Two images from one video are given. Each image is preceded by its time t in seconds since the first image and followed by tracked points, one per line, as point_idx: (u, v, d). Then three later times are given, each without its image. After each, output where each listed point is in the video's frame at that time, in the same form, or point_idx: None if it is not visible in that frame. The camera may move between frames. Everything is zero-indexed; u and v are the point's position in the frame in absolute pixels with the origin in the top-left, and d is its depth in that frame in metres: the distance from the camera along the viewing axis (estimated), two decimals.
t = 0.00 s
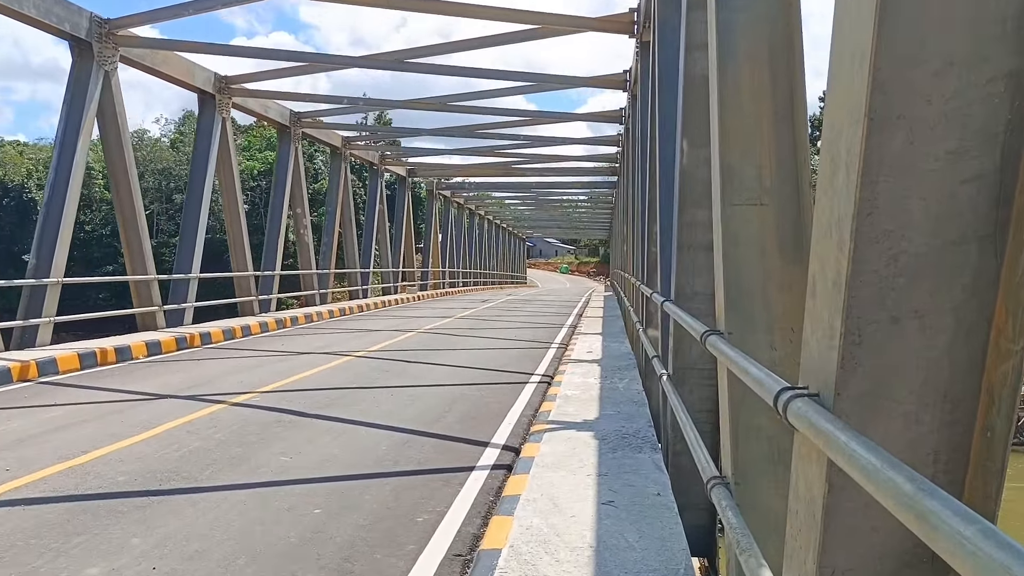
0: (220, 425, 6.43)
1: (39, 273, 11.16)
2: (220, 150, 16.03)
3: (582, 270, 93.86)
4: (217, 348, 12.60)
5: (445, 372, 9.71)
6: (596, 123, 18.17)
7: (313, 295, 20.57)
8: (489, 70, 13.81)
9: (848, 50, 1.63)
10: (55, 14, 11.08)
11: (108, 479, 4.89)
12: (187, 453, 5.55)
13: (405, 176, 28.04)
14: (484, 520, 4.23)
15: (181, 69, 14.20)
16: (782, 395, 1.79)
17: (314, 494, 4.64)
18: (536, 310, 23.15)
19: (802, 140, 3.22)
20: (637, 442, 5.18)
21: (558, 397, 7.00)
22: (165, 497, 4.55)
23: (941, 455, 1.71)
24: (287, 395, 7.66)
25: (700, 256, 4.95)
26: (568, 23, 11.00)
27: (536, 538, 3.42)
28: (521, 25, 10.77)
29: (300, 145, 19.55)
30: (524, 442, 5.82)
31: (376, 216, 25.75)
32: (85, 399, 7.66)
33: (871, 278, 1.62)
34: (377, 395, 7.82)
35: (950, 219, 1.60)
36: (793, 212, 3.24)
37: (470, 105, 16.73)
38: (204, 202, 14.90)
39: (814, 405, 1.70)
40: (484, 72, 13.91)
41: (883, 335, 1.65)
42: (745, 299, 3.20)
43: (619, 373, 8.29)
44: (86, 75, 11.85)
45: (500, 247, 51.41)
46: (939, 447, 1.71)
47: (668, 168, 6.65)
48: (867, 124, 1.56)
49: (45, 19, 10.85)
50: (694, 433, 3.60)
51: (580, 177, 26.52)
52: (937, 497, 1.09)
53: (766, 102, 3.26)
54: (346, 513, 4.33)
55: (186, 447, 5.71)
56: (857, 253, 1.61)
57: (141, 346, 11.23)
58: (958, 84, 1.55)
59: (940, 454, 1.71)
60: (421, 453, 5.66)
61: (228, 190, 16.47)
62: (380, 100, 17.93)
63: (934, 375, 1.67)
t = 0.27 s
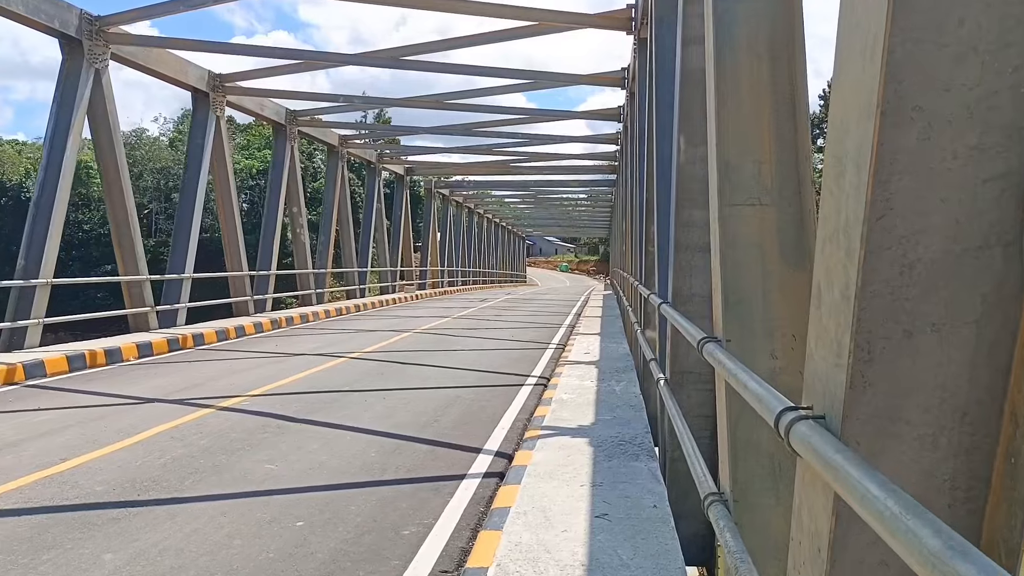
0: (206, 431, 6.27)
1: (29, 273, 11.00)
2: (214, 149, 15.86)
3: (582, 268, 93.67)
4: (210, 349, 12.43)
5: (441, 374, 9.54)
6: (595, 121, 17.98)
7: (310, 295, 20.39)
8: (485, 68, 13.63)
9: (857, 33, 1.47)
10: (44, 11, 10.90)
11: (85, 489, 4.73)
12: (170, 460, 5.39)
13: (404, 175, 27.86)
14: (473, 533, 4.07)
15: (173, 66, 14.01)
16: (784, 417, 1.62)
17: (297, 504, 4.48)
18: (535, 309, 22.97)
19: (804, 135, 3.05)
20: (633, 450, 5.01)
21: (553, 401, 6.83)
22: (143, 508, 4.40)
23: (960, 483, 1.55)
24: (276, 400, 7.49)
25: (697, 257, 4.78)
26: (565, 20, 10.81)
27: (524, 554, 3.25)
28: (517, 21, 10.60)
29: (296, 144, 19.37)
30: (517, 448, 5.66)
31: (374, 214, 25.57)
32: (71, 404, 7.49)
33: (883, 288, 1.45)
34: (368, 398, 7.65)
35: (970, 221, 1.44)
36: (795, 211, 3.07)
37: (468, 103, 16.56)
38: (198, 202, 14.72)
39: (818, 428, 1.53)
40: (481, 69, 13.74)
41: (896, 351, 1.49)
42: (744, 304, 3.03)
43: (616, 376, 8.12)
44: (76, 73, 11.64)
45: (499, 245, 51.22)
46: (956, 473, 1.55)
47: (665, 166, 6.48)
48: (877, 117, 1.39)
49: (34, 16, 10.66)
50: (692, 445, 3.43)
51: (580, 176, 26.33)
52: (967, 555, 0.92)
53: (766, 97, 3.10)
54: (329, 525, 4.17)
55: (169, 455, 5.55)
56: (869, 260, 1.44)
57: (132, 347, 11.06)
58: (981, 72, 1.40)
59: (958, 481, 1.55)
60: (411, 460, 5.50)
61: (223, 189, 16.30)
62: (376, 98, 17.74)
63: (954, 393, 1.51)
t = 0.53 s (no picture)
0: (199, 436, 6.17)
1: (23, 275, 10.91)
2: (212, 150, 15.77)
3: (583, 270, 93.59)
4: (207, 352, 12.34)
5: (439, 377, 9.43)
6: (596, 122, 17.88)
7: (309, 297, 20.29)
8: (485, 68, 13.53)
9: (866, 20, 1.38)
10: (38, 10, 10.81)
11: (72, 496, 4.63)
12: (160, 466, 5.29)
13: (404, 176, 27.77)
14: (467, 542, 3.96)
15: (170, 67, 13.92)
16: (790, 428, 1.52)
17: (289, 512, 4.38)
18: (535, 311, 22.87)
19: (807, 132, 2.96)
20: (633, 455, 4.90)
21: (552, 405, 6.72)
22: (130, 516, 4.29)
23: (979, 501, 1.45)
24: (271, 404, 7.38)
25: (699, 259, 4.68)
26: (566, 20, 10.71)
27: (518, 565, 3.15)
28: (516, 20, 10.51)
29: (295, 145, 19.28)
30: (514, 454, 5.55)
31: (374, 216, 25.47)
32: (63, 408, 7.39)
33: (896, 290, 1.36)
34: (365, 402, 7.55)
35: (991, 217, 1.35)
36: (798, 211, 2.97)
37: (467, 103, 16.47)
38: (195, 203, 14.65)
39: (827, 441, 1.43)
40: (481, 69, 13.65)
41: (910, 358, 1.39)
42: (746, 307, 2.92)
43: (616, 379, 8.01)
44: (71, 73, 11.57)
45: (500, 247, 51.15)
46: (976, 489, 1.45)
47: (665, 166, 6.38)
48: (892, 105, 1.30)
49: (28, 16, 10.58)
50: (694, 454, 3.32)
51: (581, 177, 26.23)
52: None
53: (768, 94, 3.00)
54: (321, 533, 4.07)
55: (160, 460, 5.45)
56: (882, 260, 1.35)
57: (128, 350, 10.97)
58: (1004, 57, 1.31)
59: (976, 497, 1.45)
60: (406, 466, 5.39)
61: (221, 191, 16.20)
62: (375, 99, 17.66)
63: (971, 403, 1.41)
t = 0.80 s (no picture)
0: (192, 440, 6.07)
1: (17, 276, 10.79)
2: (209, 150, 15.66)
3: (583, 271, 93.55)
4: (203, 354, 12.23)
5: (437, 379, 9.32)
6: (596, 122, 17.79)
7: (308, 299, 20.17)
8: (485, 68, 13.43)
9: None
10: (33, 9, 10.69)
11: (60, 502, 4.53)
12: (152, 471, 5.18)
13: (404, 178, 27.68)
14: (463, 549, 3.86)
15: (167, 66, 13.81)
16: (807, 438, 1.42)
17: (282, 518, 4.27)
18: (535, 313, 22.76)
19: (816, 126, 2.87)
20: (633, 460, 4.79)
21: (552, 408, 6.61)
22: (119, 523, 4.19)
23: (1011, 516, 1.36)
24: (266, 406, 7.27)
25: (702, 259, 4.58)
26: (566, 18, 10.60)
27: None
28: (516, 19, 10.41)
29: (294, 146, 19.18)
30: (513, 458, 5.44)
31: (373, 217, 25.39)
32: (55, 410, 7.28)
33: (924, 289, 1.28)
34: (362, 405, 7.44)
35: None
36: (806, 209, 2.87)
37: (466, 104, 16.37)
38: (192, 204, 14.55)
39: (850, 452, 1.33)
40: (480, 69, 13.55)
41: (937, 361, 1.30)
42: (753, 307, 2.80)
43: (617, 381, 7.90)
44: (66, 72, 11.45)
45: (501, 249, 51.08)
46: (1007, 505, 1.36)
47: (667, 165, 6.28)
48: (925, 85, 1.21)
49: (23, 14, 10.47)
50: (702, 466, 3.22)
51: (581, 179, 26.13)
52: None
53: (776, 86, 2.89)
54: (313, 540, 3.97)
55: (151, 464, 5.34)
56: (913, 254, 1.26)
57: (124, 352, 10.85)
58: None
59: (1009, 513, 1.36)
60: (402, 470, 5.28)
61: (219, 191, 16.10)
62: (374, 99, 17.55)
63: (1003, 409, 1.32)
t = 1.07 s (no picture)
0: (182, 448, 5.89)
1: (8, 278, 10.62)
2: (205, 151, 15.47)
3: (583, 272, 93.41)
4: (199, 357, 12.06)
5: (435, 383, 9.15)
6: (596, 122, 17.61)
7: (306, 300, 19.99)
8: (484, 67, 13.25)
9: None
10: (25, 6, 10.51)
11: (41, 515, 4.35)
12: (138, 482, 5.01)
13: (403, 178, 27.49)
14: (461, 567, 3.69)
15: (162, 65, 13.63)
16: (844, 474, 1.26)
17: (273, 532, 4.10)
18: (535, 314, 22.59)
19: (834, 124, 2.71)
20: (638, 471, 4.61)
21: (552, 415, 6.43)
22: (101, 538, 4.02)
23: None
24: (259, 412, 7.10)
25: (708, 263, 4.41)
26: (566, 15, 10.42)
27: None
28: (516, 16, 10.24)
29: (291, 146, 19.01)
30: (513, 467, 5.26)
31: (372, 218, 25.21)
32: (43, 417, 7.10)
33: (985, 306, 1.17)
34: (357, 410, 7.27)
35: None
36: (824, 211, 2.71)
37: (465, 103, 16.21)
38: (187, 205, 14.36)
39: (900, 493, 1.21)
40: (479, 68, 13.38)
41: (993, 387, 1.19)
42: (768, 316, 2.63)
43: (619, 386, 7.73)
44: (58, 71, 11.28)
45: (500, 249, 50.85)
46: None
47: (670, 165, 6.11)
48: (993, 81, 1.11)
49: (14, 12, 10.29)
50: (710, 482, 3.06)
51: (581, 179, 25.94)
52: None
53: (790, 79, 2.72)
54: (303, 556, 3.80)
55: (138, 475, 5.17)
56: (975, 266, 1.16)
57: (117, 356, 10.68)
58: None
59: None
60: (398, 480, 5.11)
61: (215, 192, 15.91)
62: (372, 99, 17.38)
63: None
